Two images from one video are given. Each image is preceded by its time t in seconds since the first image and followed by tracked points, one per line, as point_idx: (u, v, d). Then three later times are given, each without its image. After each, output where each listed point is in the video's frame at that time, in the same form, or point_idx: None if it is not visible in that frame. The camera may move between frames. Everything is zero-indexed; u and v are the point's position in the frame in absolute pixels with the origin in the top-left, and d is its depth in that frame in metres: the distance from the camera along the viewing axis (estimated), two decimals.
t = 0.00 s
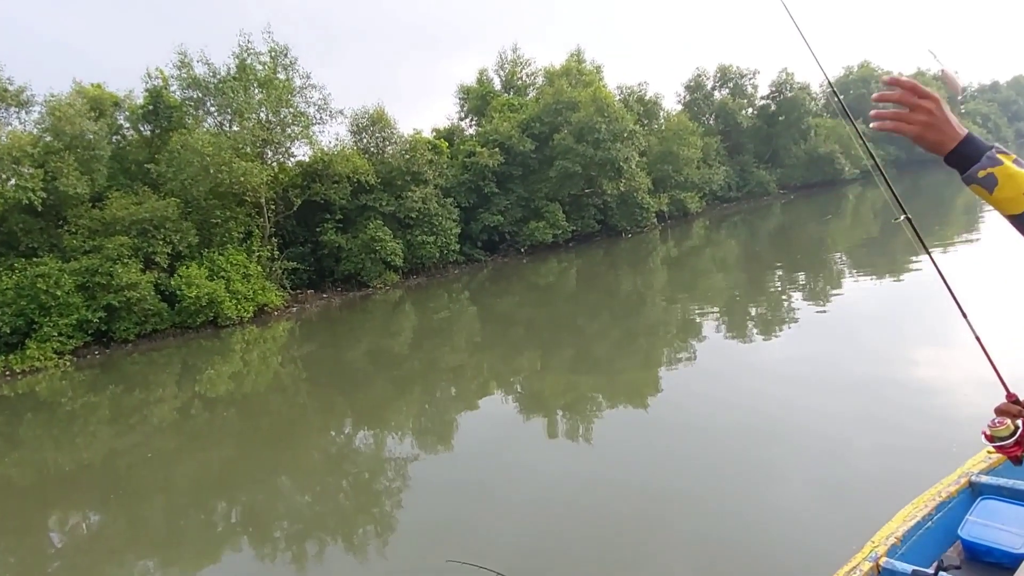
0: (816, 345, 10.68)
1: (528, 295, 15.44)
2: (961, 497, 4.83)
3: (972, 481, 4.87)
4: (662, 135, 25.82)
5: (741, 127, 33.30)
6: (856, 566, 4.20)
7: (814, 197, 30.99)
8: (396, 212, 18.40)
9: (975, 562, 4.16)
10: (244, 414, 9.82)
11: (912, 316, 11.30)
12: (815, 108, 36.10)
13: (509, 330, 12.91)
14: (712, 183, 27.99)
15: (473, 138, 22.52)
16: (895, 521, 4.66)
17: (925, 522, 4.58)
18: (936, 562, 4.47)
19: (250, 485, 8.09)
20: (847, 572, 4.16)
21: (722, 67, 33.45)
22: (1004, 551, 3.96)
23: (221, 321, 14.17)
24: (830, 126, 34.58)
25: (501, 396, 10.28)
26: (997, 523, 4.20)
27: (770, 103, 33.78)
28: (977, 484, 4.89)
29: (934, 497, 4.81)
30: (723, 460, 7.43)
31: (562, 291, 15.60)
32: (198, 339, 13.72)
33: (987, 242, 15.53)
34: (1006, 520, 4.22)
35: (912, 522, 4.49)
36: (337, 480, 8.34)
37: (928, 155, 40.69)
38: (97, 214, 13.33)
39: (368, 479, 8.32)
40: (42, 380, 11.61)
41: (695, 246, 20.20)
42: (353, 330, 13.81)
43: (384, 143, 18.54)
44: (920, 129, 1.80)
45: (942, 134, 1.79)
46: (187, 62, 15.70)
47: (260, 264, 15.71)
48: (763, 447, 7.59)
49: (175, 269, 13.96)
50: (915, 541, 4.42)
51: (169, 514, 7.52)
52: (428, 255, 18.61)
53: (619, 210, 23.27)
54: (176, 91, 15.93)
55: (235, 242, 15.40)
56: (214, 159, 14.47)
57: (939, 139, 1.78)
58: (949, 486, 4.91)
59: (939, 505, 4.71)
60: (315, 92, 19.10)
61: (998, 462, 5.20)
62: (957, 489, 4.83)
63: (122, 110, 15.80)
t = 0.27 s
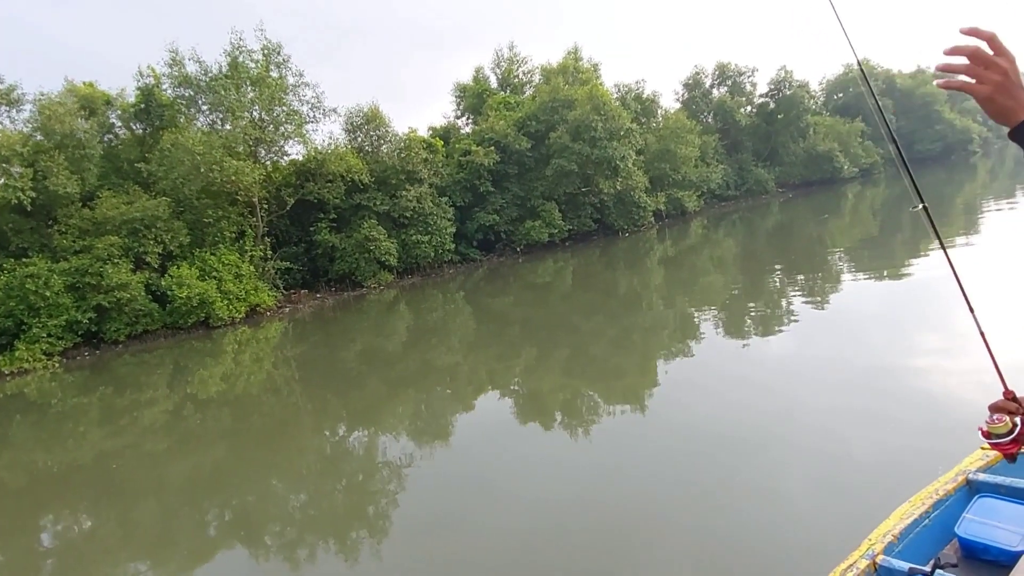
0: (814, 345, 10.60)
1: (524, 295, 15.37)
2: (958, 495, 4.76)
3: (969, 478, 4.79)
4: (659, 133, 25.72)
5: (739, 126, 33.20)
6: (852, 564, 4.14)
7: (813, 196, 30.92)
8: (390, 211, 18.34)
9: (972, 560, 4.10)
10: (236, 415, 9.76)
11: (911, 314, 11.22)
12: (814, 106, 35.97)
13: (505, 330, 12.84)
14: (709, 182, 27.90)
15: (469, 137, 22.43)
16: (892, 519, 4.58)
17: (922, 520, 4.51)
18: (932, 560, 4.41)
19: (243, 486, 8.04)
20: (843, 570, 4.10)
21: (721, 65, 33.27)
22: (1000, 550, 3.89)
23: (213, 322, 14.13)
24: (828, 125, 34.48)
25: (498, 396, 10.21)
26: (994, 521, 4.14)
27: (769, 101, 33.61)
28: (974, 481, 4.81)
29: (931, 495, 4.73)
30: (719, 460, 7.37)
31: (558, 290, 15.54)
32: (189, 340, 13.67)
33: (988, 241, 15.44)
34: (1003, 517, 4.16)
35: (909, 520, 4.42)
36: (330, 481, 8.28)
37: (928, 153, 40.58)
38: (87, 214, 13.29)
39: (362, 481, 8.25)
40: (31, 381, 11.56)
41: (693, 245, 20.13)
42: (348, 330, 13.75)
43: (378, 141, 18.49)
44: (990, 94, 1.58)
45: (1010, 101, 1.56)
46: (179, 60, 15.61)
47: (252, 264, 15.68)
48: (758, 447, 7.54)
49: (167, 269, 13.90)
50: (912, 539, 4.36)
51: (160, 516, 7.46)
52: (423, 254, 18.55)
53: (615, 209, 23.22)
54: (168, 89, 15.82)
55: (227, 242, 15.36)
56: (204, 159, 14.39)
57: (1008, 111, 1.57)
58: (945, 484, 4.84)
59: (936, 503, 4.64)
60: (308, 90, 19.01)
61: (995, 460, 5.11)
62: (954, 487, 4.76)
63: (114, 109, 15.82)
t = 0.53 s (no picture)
0: (811, 345, 10.55)
1: (519, 295, 15.31)
2: (955, 494, 4.69)
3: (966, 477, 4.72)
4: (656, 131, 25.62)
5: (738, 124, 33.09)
6: (849, 562, 4.07)
7: (812, 194, 30.82)
8: (384, 210, 18.26)
9: (968, 558, 4.05)
10: (228, 417, 9.70)
11: (909, 314, 11.17)
12: (812, 104, 35.80)
13: (500, 330, 12.78)
14: (707, 181, 27.83)
15: (465, 135, 22.32)
16: (889, 516, 4.51)
17: (919, 518, 4.44)
18: (928, 557, 4.36)
19: (236, 489, 7.98)
20: (840, 568, 4.03)
21: (720, 62, 33.00)
22: (997, 548, 3.83)
23: (203, 323, 14.11)
24: (827, 123, 34.35)
25: (494, 397, 10.15)
26: (991, 519, 4.07)
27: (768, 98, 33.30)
28: (972, 480, 4.74)
29: (928, 493, 4.66)
30: (714, 462, 7.31)
31: (554, 290, 15.48)
32: (180, 340, 13.63)
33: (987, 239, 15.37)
34: (1000, 514, 4.10)
35: (906, 518, 4.35)
36: (324, 482, 8.24)
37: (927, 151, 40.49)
38: (77, 214, 13.23)
39: (358, 482, 8.20)
40: (20, 383, 11.50)
41: (690, 244, 20.06)
42: (342, 330, 13.69)
43: (372, 139, 18.40)
44: None
45: None
46: (170, 58, 15.50)
47: (245, 264, 15.64)
48: (753, 449, 7.48)
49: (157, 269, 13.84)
50: (909, 537, 4.29)
51: (152, 519, 7.41)
52: (417, 254, 18.49)
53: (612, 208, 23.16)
54: (159, 87, 15.70)
55: (219, 241, 15.31)
56: (195, 158, 14.28)
57: None
58: (943, 482, 4.76)
59: (933, 501, 4.56)
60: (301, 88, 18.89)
61: (993, 459, 5.04)
62: (952, 485, 4.69)
63: (105, 107, 15.69)
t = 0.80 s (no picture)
0: (807, 345, 10.48)
1: (516, 295, 15.22)
2: (957, 490, 4.60)
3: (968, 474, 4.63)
4: (654, 129, 25.53)
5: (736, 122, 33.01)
6: (849, 558, 4.00)
7: (810, 193, 30.75)
8: (378, 210, 18.18)
9: (970, 555, 3.98)
10: (219, 418, 9.62)
11: (907, 313, 11.10)
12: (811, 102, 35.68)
13: (496, 330, 12.71)
14: (705, 180, 27.73)
15: (461, 134, 22.22)
16: (889, 513, 4.43)
17: (920, 515, 4.35)
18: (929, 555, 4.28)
19: (227, 491, 7.90)
20: (841, 565, 3.95)
21: (718, 61, 33.05)
22: (998, 545, 3.76)
23: (194, 324, 14.04)
24: (826, 121, 34.24)
25: (490, 397, 10.07)
26: (992, 516, 3.97)
27: (767, 97, 33.32)
28: (973, 476, 4.65)
29: (929, 490, 4.57)
30: (710, 463, 7.22)
31: (550, 289, 15.40)
32: (171, 342, 13.57)
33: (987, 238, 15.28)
34: (1001, 512, 4.00)
35: (907, 515, 4.27)
36: (318, 483, 8.16)
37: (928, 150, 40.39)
38: (66, 214, 13.15)
39: (351, 484, 8.12)
40: (7, 385, 11.41)
41: (688, 243, 19.97)
42: (337, 330, 13.61)
43: (367, 138, 18.30)
44: None
45: None
46: (161, 56, 15.40)
47: (237, 263, 15.56)
48: (748, 449, 7.39)
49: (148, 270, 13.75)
50: (910, 534, 4.22)
51: (142, 522, 7.33)
52: (411, 254, 18.41)
53: (609, 207, 23.11)
54: (150, 86, 15.57)
55: (211, 241, 15.22)
56: (185, 157, 14.19)
57: None
58: (944, 479, 4.67)
59: (934, 498, 4.47)
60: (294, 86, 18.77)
61: (994, 455, 4.93)
62: (953, 482, 4.60)
63: (97, 106, 15.58)
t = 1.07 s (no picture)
0: (805, 345, 10.39)
1: (512, 295, 15.13)
2: (958, 487, 4.52)
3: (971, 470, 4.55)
4: (652, 128, 25.43)
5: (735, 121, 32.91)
6: (852, 553, 3.92)
7: (809, 192, 30.65)
8: (373, 209, 18.09)
9: (972, 551, 3.93)
10: (211, 420, 9.55)
11: (905, 313, 11.02)
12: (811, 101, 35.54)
13: (492, 330, 12.63)
14: (704, 179, 27.62)
15: (456, 133, 22.10)
16: (891, 509, 4.35)
17: (923, 511, 4.27)
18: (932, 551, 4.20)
19: (218, 493, 7.83)
20: (843, 561, 3.86)
21: (717, 59, 32.96)
22: (1002, 541, 3.72)
23: (185, 325, 13.97)
24: (826, 120, 34.11)
25: (487, 397, 10.00)
26: (996, 511, 3.91)
27: (766, 95, 33.23)
28: (975, 473, 4.57)
29: (932, 486, 4.49)
30: (706, 464, 7.14)
31: (547, 289, 15.32)
32: (161, 343, 13.48)
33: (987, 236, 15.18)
34: (1004, 506, 3.95)
35: (910, 511, 4.19)
36: (311, 485, 8.10)
37: (929, 148, 40.25)
38: (55, 214, 13.09)
39: (346, 485, 8.06)
40: None
41: (687, 242, 19.86)
42: (331, 331, 13.54)
43: (361, 137, 18.21)
44: None
45: None
46: (152, 55, 15.31)
47: (229, 264, 15.47)
48: (743, 450, 7.31)
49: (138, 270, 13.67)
50: (913, 530, 4.13)
51: (132, 526, 7.27)
52: (406, 254, 18.29)
53: (606, 206, 23.02)
54: (142, 84, 15.58)
55: (203, 241, 15.13)
56: (176, 157, 14.12)
57: None
58: (946, 475, 4.59)
59: (937, 494, 4.40)
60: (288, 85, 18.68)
61: (996, 452, 4.84)
62: (955, 479, 4.52)
63: (89, 105, 15.67)
